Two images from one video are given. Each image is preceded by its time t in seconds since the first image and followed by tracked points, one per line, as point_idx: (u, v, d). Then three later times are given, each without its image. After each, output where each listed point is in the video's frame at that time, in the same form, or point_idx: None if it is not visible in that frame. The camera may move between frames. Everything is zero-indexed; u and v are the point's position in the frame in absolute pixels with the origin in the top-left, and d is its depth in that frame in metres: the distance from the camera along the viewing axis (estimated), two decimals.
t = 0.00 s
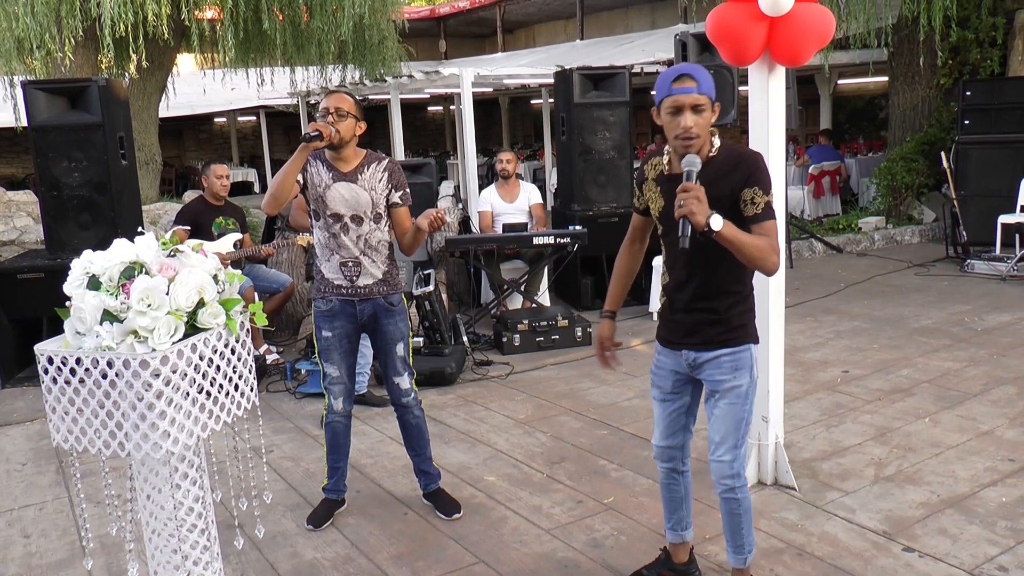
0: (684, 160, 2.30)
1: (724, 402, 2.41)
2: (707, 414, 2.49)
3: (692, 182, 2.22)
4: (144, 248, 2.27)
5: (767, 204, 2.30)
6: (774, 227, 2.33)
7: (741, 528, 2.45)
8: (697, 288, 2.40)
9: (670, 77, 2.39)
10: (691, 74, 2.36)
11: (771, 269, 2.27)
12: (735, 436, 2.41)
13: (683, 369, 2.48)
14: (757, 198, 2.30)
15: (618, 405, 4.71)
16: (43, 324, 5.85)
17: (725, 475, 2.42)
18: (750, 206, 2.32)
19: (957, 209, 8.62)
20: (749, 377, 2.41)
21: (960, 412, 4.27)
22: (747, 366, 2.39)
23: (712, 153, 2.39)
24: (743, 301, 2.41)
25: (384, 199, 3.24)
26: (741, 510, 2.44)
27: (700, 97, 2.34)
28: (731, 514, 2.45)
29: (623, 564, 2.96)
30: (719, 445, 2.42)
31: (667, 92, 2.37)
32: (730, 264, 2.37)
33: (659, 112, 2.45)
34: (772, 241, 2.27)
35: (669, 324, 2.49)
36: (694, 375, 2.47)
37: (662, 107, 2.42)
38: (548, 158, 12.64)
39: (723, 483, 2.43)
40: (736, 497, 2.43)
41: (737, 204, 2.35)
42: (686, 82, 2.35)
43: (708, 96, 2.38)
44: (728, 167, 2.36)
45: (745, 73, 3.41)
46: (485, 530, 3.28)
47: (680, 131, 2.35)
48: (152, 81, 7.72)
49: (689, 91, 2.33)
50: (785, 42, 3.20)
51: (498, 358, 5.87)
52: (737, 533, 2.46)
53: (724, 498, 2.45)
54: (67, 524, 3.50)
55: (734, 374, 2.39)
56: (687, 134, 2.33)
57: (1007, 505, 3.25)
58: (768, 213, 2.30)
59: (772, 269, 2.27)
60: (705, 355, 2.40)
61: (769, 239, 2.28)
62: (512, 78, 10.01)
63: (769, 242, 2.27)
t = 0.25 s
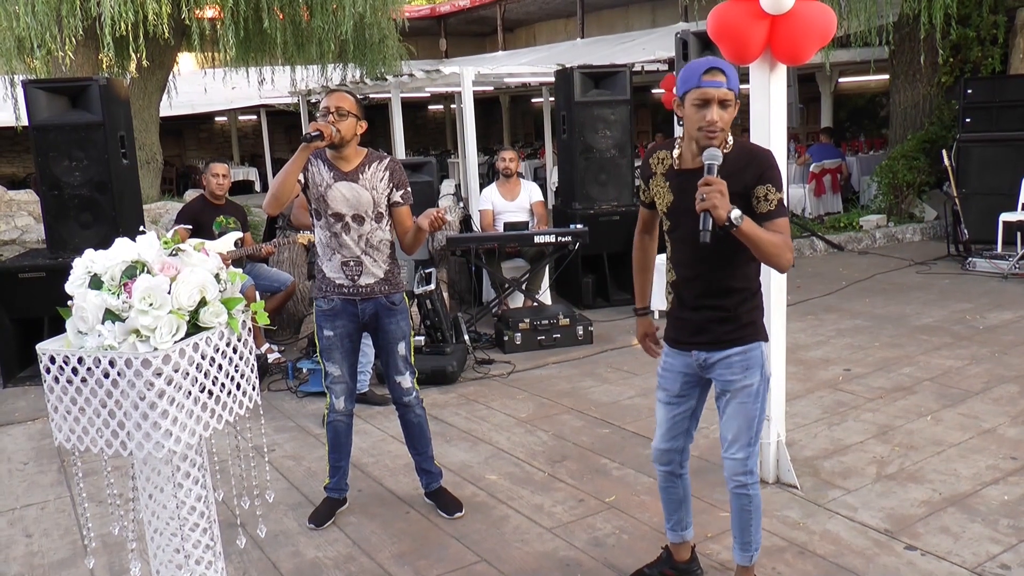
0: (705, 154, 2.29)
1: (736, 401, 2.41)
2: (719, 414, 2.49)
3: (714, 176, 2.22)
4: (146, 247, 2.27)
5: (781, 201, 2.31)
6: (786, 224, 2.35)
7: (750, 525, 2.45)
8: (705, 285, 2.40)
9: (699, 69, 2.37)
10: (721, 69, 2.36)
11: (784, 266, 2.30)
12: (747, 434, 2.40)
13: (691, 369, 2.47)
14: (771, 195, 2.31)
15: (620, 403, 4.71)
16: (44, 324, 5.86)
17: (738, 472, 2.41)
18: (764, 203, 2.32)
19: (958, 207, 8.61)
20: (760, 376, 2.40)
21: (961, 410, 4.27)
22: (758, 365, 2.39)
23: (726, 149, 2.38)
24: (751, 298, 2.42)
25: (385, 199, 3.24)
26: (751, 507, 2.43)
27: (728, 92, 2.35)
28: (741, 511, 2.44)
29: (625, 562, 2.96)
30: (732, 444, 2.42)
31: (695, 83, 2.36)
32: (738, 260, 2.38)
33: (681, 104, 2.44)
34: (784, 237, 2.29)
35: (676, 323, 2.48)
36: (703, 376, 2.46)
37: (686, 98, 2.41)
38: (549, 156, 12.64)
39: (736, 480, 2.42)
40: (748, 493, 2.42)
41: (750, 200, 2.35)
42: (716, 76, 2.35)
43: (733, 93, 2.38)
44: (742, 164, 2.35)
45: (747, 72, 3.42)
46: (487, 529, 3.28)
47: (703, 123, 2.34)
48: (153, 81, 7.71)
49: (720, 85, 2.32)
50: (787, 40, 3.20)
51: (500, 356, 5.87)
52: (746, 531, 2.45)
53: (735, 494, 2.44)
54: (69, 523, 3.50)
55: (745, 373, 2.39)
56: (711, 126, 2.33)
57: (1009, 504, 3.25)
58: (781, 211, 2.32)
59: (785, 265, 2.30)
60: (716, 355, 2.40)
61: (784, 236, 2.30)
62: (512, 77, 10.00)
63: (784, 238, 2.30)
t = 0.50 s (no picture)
0: (706, 163, 2.28)
1: (742, 402, 2.41)
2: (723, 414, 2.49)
3: (717, 185, 2.22)
4: (145, 248, 2.27)
5: (779, 208, 2.32)
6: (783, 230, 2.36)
7: (753, 523, 2.45)
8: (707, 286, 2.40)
9: (703, 77, 2.34)
10: (725, 78, 2.33)
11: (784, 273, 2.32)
12: (754, 433, 2.41)
13: (694, 371, 2.46)
14: (769, 203, 2.32)
15: (620, 402, 4.71)
16: (44, 324, 5.86)
17: (744, 470, 2.41)
18: (762, 210, 2.33)
19: (957, 205, 8.61)
20: (764, 375, 2.40)
21: (962, 408, 4.27)
22: (762, 364, 2.39)
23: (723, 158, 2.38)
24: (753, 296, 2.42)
25: (385, 199, 3.24)
26: (755, 505, 2.43)
27: (731, 102, 2.32)
28: (745, 509, 2.44)
29: (625, 562, 2.96)
30: (739, 443, 2.42)
31: (698, 91, 2.33)
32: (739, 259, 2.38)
33: (681, 109, 2.41)
34: (783, 244, 2.30)
35: (679, 325, 2.48)
36: (706, 377, 2.46)
37: (687, 105, 2.38)
38: (549, 156, 12.64)
39: (741, 479, 2.42)
40: (752, 491, 2.42)
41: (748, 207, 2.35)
42: (720, 85, 2.32)
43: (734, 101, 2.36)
44: (740, 172, 2.35)
45: (746, 71, 3.41)
46: (488, 528, 3.28)
47: (705, 133, 2.33)
48: (153, 81, 7.72)
49: (723, 96, 2.30)
50: (786, 38, 3.19)
51: (500, 356, 5.87)
52: (749, 529, 2.45)
53: (739, 492, 2.43)
54: (69, 524, 3.51)
55: (749, 373, 2.39)
56: (713, 137, 2.31)
57: (1009, 502, 3.25)
58: (779, 218, 2.33)
59: (784, 273, 2.31)
60: (721, 356, 2.40)
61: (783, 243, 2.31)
62: (512, 76, 10.00)
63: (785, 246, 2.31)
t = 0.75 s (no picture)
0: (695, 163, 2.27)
1: (736, 402, 2.41)
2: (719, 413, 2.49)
3: (708, 183, 2.21)
4: (144, 247, 2.27)
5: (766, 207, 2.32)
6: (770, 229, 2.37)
7: (756, 515, 2.44)
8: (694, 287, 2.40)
9: (691, 81, 2.34)
10: (713, 82, 2.34)
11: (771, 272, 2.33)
12: (752, 428, 2.41)
13: (684, 372, 2.46)
14: (756, 202, 2.32)
15: (619, 402, 4.71)
16: (43, 324, 5.86)
17: (747, 465, 2.41)
18: (749, 209, 2.33)
19: (957, 204, 8.62)
20: (755, 374, 2.41)
21: (961, 407, 4.27)
22: (752, 363, 2.40)
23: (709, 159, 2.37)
24: (740, 297, 2.42)
25: (384, 199, 3.24)
26: (758, 496, 2.43)
27: (719, 105, 2.33)
28: (748, 501, 2.44)
29: (624, 561, 2.96)
30: (739, 439, 2.42)
31: (687, 94, 2.33)
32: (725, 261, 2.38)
33: (669, 113, 2.41)
34: (771, 243, 2.31)
35: (666, 326, 2.48)
36: (697, 378, 2.46)
37: (675, 109, 2.37)
38: (549, 155, 12.64)
39: (744, 473, 2.42)
40: (755, 484, 2.42)
41: (736, 205, 2.35)
42: (708, 89, 2.33)
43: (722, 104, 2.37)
44: (727, 173, 2.35)
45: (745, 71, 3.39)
46: (487, 528, 3.28)
47: (694, 135, 2.32)
48: (152, 81, 7.71)
49: (713, 98, 2.30)
50: (786, 38, 3.19)
51: (499, 356, 5.87)
52: (751, 523, 2.45)
53: (741, 485, 2.43)
54: (69, 524, 3.51)
55: (740, 373, 2.39)
56: (702, 139, 2.31)
57: (1008, 501, 3.25)
58: (766, 217, 2.33)
59: (772, 272, 2.32)
60: (709, 358, 2.40)
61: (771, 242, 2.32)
62: (512, 76, 10.00)
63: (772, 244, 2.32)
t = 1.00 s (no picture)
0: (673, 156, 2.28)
1: (715, 397, 2.40)
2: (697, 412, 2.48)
3: (686, 174, 2.21)
4: (144, 247, 2.27)
5: (754, 192, 2.31)
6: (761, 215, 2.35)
7: (738, 521, 2.44)
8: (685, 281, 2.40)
9: (646, 82, 2.36)
10: (669, 77, 2.34)
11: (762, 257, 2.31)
12: (727, 430, 2.41)
13: (669, 366, 2.47)
14: (743, 187, 2.31)
15: (619, 402, 4.71)
16: (43, 323, 5.86)
17: (719, 470, 2.40)
18: (738, 196, 2.32)
19: (957, 205, 8.62)
20: (737, 369, 2.41)
21: (961, 408, 4.27)
22: (735, 358, 2.40)
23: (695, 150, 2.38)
24: (728, 293, 2.43)
25: (384, 198, 3.24)
26: (736, 503, 2.42)
27: (681, 96, 2.33)
28: (726, 507, 2.43)
29: (624, 561, 2.96)
30: (713, 440, 2.41)
31: (647, 96, 2.34)
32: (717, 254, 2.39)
33: (637, 117, 2.42)
34: (761, 228, 2.30)
35: (652, 320, 2.48)
36: (680, 372, 2.46)
37: (641, 112, 2.39)
38: (549, 155, 12.64)
39: (717, 479, 2.41)
40: (730, 491, 2.41)
41: (724, 193, 2.35)
42: (664, 85, 2.33)
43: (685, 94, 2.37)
44: (713, 162, 2.35)
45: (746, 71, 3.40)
46: (487, 528, 3.28)
47: (666, 132, 2.32)
48: (152, 80, 7.71)
49: (671, 93, 2.31)
50: (786, 38, 3.19)
51: (499, 355, 5.87)
52: (734, 527, 2.45)
53: (718, 493, 2.43)
54: (69, 523, 3.51)
55: (723, 367, 2.39)
56: (674, 134, 2.32)
57: (1008, 502, 3.25)
58: (755, 202, 2.32)
59: (763, 256, 2.30)
60: (694, 351, 2.40)
61: (760, 227, 2.31)
62: (512, 75, 10.00)
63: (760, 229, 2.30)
